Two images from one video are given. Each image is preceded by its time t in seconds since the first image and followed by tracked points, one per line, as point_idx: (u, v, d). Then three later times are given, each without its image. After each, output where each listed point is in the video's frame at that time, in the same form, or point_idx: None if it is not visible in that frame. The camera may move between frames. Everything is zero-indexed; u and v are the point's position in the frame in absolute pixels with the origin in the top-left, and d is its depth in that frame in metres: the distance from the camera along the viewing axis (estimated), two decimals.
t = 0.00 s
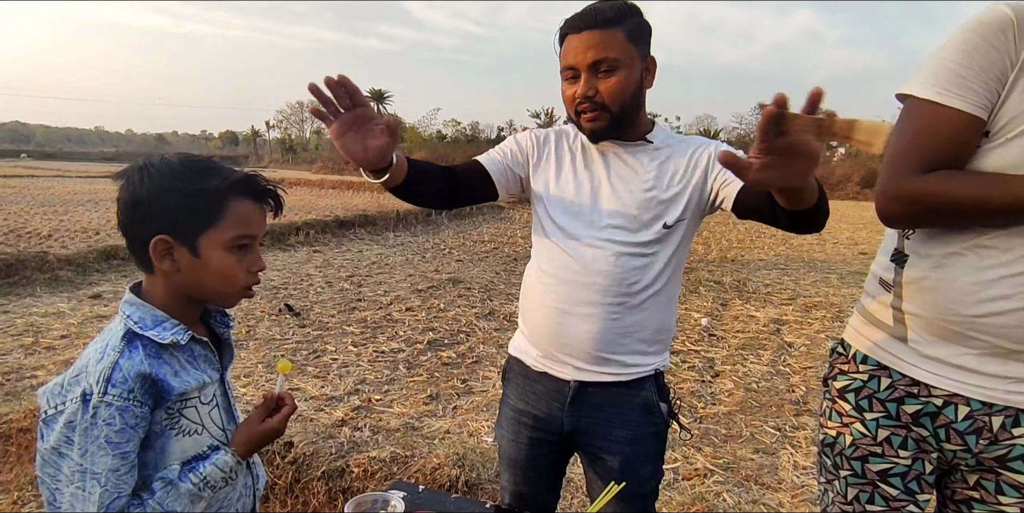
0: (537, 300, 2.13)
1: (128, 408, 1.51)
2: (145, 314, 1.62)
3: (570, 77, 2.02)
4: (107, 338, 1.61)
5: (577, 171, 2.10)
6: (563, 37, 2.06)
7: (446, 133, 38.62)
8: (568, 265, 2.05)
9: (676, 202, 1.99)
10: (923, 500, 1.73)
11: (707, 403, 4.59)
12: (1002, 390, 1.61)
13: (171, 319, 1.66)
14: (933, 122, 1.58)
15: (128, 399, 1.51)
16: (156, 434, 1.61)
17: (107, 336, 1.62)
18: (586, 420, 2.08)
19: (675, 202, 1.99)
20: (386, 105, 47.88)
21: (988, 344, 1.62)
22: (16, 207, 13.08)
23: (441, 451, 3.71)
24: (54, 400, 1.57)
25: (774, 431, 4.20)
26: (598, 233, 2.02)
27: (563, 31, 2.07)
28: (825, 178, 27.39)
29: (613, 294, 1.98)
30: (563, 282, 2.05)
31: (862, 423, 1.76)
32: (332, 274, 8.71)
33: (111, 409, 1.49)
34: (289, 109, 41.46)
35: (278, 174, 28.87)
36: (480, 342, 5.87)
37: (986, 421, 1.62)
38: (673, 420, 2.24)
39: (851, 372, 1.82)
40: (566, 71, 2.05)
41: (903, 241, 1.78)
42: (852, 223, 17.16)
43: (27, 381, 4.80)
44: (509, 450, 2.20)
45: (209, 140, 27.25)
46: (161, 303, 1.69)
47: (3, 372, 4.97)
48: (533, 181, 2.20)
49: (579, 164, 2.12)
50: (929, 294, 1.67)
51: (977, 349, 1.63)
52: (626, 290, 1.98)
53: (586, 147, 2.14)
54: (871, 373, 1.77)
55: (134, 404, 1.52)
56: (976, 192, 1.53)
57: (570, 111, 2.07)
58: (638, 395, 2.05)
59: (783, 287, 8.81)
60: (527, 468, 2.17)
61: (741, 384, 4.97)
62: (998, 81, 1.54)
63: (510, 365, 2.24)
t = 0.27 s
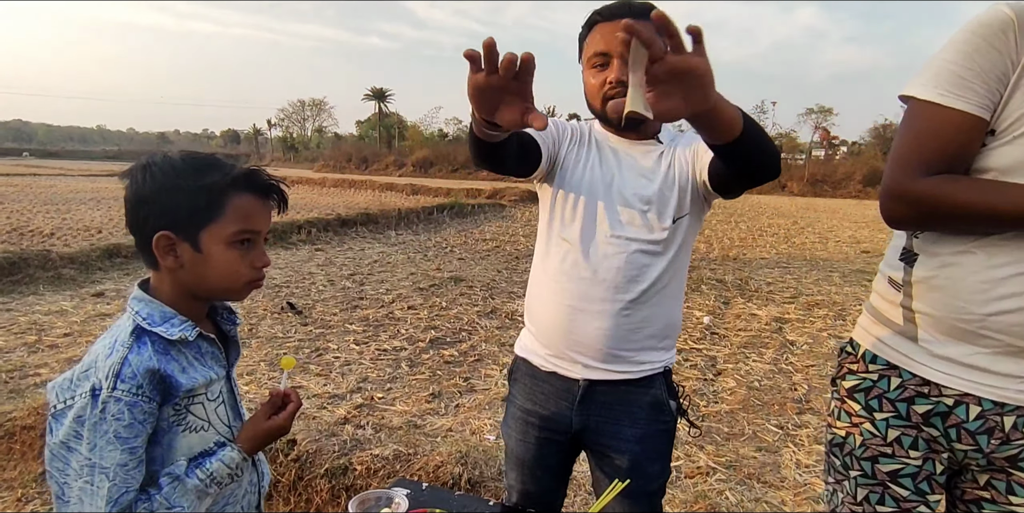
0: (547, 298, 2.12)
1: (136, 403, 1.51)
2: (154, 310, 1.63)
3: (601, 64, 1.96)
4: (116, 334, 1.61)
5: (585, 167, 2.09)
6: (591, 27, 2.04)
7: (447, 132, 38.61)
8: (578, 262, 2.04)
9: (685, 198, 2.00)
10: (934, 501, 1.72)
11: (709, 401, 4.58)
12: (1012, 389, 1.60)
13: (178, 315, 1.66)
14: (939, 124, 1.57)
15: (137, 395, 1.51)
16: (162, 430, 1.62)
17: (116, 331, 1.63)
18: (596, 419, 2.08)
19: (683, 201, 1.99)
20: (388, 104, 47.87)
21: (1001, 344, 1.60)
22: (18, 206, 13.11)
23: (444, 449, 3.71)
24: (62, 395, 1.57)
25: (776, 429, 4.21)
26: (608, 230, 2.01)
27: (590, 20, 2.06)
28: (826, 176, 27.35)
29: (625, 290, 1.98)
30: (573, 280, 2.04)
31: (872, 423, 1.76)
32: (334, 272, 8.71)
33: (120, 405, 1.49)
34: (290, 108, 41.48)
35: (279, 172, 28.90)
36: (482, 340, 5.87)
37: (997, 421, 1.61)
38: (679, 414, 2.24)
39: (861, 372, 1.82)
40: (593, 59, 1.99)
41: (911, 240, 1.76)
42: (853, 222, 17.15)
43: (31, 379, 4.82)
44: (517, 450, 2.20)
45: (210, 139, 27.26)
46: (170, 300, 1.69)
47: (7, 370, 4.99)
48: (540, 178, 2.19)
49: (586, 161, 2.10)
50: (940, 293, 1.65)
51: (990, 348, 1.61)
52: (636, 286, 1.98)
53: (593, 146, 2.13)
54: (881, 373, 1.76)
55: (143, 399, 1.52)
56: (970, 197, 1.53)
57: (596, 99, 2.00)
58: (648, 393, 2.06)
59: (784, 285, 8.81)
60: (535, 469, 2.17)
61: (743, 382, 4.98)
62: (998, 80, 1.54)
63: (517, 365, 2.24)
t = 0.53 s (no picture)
0: (553, 301, 2.10)
1: (144, 397, 1.52)
2: (161, 306, 1.63)
3: (608, 51, 1.98)
4: (123, 329, 1.62)
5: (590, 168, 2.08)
6: (596, 14, 2.05)
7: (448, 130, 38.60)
8: (587, 264, 2.02)
9: (691, 198, 2.02)
10: (946, 499, 1.72)
11: (711, 398, 4.59)
12: None
13: (185, 311, 1.67)
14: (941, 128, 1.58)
15: (144, 389, 1.52)
16: (170, 424, 1.62)
17: (123, 326, 1.63)
18: (606, 418, 2.09)
19: (688, 202, 2.02)
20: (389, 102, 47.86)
21: (1013, 340, 1.60)
22: (20, 204, 13.12)
23: (447, 445, 3.72)
24: (70, 389, 1.58)
25: (779, 426, 4.21)
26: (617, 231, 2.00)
27: (595, 6, 2.06)
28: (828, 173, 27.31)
29: (635, 291, 1.98)
30: (581, 282, 2.03)
31: (883, 422, 1.76)
32: (336, 270, 8.72)
33: (128, 398, 1.49)
34: (292, 105, 41.50)
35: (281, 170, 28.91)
36: (484, 337, 5.88)
37: (1010, 418, 1.61)
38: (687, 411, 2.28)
39: (870, 371, 1.80)
40: (599, 45, 2.01)
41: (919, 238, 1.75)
42: (855, 219, 17.13)
43: (35, 376, 4.83)
44: (524, 453, 2.18)
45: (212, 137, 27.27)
46: (175, 293, 1.70)
47: (11, 367, 5.00)
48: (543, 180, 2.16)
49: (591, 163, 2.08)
50: (952, 290, 1.65)
51: (1002, 345, 1.61)
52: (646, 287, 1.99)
53: (597, 146, 2.11)
54: (891, 372, 1.75)
55: (150, 393, 1.53)
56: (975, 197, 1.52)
57: (600, 88, 2.02)
58: (658, 389, 2.08)
59: (786, 283, 8.80)
60: (544, 469, 2.17)
61: (745, 380, 4.98)
62: (998, 82, 1.53)
63: (522, 367, 2.22)
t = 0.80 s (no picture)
0: (549, 299, 2.10)
1: (145, 396, 1.52)
2: (161, 305, 1.64)
3: (596, 52, 1.99)
4: (123, 328, 1.62)
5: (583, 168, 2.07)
6: (583, 14, 2.06)
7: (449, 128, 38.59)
8: (581, 264, 2.03)
9: (684, 196, 2.02)
10: (944, 496, 1.72)
11: (711, 396, 4.59)
12: None
13: (185, 310, 1.67)
14: (942, 130, 1.55)
15: (145, 388, 1.52)
16: (171, 422, 1.62)
17: (122, 326, 1.63)
18: (602, 415, 2.09)
19: (680, 197, 2.02)
20: (389, 100, 47.83)
21: (1012, 338, 1.60)
22: (21, 202, 13.13)
23: (447, 443, 3.73)
24: (71, 388, 1.58)
25: (778, 424, 4.21)
26: (611, 230, 2.01)
27: (582, 5, 2.07)
28: (830, 172, 27.31)
29: (630, 289, 1.99)
30: (576, 280, 2.03)
31: (881, 420, 1.76)
32: (337, 269, 8.73)
33: (128, 398, 1.50)
34: (292, 104, 41.53)
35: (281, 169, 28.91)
36: (484, 335, 5.89)
37: (1008, 415, 1.61)
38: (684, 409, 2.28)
39: (869, 369, 1.81)
40: (587, 46, 2.03)
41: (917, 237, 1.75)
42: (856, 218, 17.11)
43: (36, 374, 4.83)
44: (522, 450, 2.18)
45: (212, 136, 27.28)
46: (176, 293, 1.70)
47: (12, 365, 5.00)
48: (537, 181, 2.16)
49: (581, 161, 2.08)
50: (951, 288, 1.65)
51: (1001, 343, 1.61)
52: (640, 284, 2.00)
53: (586, 144, 2.11)
54: (890, 370, 1.76)
55: (151, 392, 1.53)
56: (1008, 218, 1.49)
57: (589, 89, 2.03)
58: (655, 387, 2.09)
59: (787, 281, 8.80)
60: (541, 467, 2.17)
61: (745, 378, 4.98)
62: (996, 81, 1.53)
63: (520, 364, 2.22)
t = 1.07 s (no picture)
0: (549, 298, 2.10)
1: (144, 397, 1.52)
2: (159, 306, 1.64)
3: (586, 64, 2.00)
4: (121, 329, 1.62)
5: (584, 167, 2.07)
6: (573, 24, 2.06)
7: (447, 128, 38.58)
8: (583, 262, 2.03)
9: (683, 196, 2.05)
10: (943, 497, 1.73)
11: (708, 396, 4.60)
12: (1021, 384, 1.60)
13: (183, 311, 1.68)
14: (893, 133, 1.62)
15: (144, 389, 1.52)
16: (170, 423, 1.63)
17: (121, 327, 1.63)
18: (604, 412, 2.08)
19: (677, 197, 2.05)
20: (388, 99, 47.81)
21: (1008, 339, 1.60)
22: (19, 202, 13.10)
23: (444, 443, 3.73)
24: (69, 390, 1.58)
25: (775, 423, 4.22)
26: (613, 229, 2.02)
27: (571, 16, 2.07)
28: (828, 171, 27.34)
29: (631, 287, 2.01)
30: (579, 279, 2.03)
31: (879, 422, 1.77)
32: (335, 268, 8.73)
33: (128, 398, 1.50)
34: (290, 103, 41.50)
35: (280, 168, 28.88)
36: (483, 335, 5.89)
37: (1004, 416, 1.61)
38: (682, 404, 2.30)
39: (866, 371, 1.82)
40: (578, 58, 2.03)
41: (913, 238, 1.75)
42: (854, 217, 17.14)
43: (33, 374, 4.82)
44: (521, 450, 2.15)
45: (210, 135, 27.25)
46: (175, 292, 1.70)
47: (10, 365, 5.00)
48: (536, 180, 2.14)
49: (580, 160, 2.09)
50: (948, 291, 1.65)
51: (997, 344, 1.61)
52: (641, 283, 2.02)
53: (581, 145, 2.12)
54: (887, 372, 1.76)
55: (151, 393, 1.53)
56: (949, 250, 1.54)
57: (583, 97, 2.05)
58: (655, 383, 2.10)
59: (785, 281, 8.82)
60: (540, 466, 2.15)
61: (742, 377, 4.99)
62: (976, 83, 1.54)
63: (520, 363, 2.21)
